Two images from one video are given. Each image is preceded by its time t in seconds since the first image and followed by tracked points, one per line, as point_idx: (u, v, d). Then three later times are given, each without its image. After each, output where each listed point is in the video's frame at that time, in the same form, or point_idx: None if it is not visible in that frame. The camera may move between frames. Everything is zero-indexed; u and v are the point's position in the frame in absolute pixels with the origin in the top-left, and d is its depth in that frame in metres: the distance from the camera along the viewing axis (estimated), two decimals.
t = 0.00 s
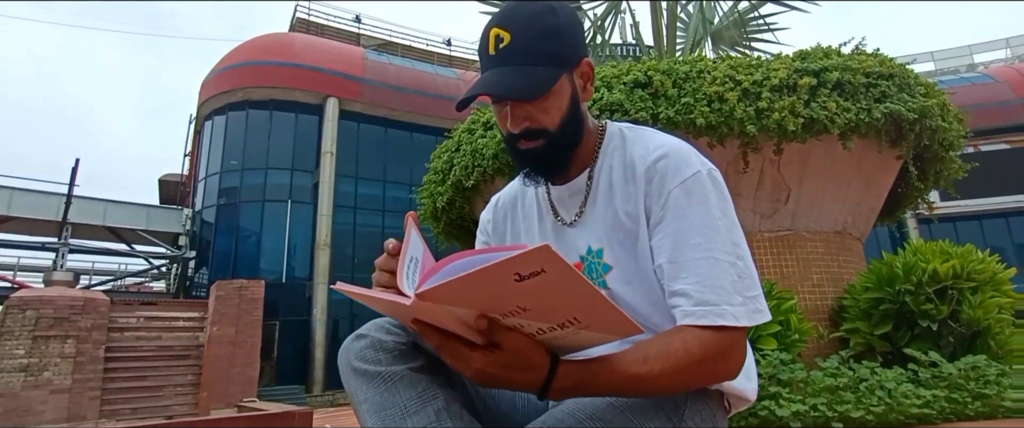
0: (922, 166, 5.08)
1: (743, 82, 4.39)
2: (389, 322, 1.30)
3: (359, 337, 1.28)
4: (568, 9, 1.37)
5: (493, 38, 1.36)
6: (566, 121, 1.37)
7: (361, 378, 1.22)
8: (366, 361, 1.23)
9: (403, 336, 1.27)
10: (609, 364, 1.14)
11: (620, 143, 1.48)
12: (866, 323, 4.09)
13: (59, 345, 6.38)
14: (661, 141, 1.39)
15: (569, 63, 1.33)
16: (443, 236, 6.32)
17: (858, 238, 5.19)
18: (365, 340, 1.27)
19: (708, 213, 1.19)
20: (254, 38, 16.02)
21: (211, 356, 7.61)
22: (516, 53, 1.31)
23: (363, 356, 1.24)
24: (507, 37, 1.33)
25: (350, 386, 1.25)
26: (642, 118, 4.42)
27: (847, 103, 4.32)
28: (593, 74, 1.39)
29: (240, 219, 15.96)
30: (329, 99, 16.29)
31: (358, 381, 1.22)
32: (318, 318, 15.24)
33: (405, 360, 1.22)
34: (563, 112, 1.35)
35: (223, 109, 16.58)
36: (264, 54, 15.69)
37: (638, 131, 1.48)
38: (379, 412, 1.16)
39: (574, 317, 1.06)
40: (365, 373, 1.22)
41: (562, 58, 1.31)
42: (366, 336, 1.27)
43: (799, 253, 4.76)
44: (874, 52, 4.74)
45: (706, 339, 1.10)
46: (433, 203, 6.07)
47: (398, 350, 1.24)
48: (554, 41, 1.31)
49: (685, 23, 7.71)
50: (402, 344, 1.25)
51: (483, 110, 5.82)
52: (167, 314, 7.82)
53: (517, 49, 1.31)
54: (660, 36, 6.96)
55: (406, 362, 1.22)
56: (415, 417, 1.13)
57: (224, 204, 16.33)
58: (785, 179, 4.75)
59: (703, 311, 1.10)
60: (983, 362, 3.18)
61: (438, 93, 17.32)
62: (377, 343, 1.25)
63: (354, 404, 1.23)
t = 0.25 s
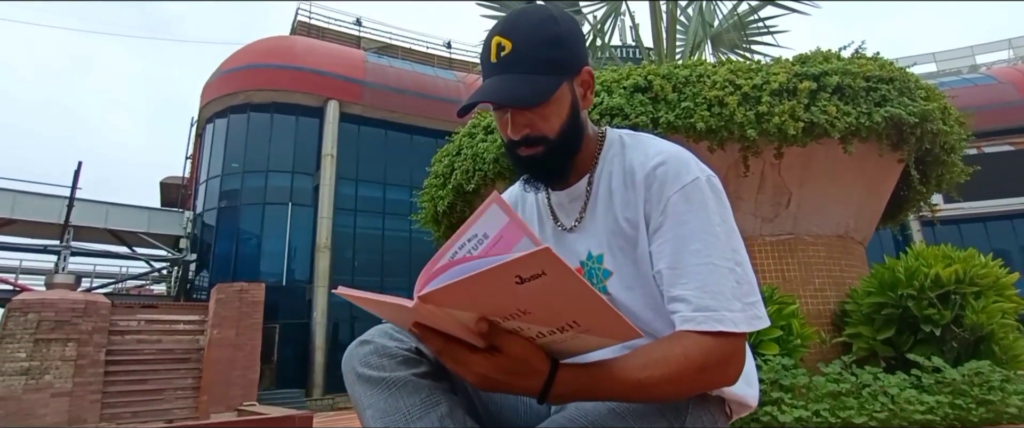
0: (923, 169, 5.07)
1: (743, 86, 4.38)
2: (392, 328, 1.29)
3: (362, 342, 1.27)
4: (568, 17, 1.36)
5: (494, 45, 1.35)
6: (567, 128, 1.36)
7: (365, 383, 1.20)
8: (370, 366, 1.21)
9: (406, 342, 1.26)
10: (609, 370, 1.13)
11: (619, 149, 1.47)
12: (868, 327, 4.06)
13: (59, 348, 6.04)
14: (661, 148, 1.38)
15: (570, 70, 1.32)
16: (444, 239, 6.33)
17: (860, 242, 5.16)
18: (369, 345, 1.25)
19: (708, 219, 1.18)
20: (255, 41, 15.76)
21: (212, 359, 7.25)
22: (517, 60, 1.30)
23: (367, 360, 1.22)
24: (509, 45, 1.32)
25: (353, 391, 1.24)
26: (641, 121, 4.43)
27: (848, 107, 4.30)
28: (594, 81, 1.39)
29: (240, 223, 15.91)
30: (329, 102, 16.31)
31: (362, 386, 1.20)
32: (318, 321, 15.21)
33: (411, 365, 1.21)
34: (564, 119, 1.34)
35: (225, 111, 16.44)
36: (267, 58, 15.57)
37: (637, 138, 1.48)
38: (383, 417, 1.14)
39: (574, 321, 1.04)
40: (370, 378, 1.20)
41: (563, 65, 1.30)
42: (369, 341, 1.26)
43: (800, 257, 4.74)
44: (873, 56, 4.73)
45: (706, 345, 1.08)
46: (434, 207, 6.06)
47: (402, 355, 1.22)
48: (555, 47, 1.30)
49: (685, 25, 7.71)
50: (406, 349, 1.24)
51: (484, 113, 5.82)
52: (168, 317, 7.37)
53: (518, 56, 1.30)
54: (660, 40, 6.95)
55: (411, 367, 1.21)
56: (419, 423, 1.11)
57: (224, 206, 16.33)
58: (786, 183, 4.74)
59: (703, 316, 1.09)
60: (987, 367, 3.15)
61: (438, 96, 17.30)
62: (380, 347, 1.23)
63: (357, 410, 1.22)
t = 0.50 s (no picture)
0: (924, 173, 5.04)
1: (742, 90, 4.37)
2: (397, 329, 1.31)
3: (368, 343, 1.28)
4: (568, 28, 1.40)
5: (494, 55, 1.38)
6: (564, 135, 1.38)
7: (371, 383, 1.21)
8: (376, 366, 1.23)
9: (411, 342, 1.28)
10: (608, 370, 1.11)
11: (617, 154, 1.47)
12: (871, 332, 4.04)
13: (60, 351, 5.83)
14: (657, 153, 1.37)
15: (569, 79, 1.35)
16: (444, 242, 6.32)
17: (862, 246, 5.14)
18: (375, 346, 1.27)
19: (703, 222, 1.16)
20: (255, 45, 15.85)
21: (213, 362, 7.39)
22: (518, 70, 1.33)
23: (373, 361, 1.24)
24: (508, 54, 1.35)
25: (359, 391, 1.25)
26: (641, 125, 4.42)
27: (847, 110, 4.29)
28: (593, 89, 1.41)
29: (240, 226, 15.89)
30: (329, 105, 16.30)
31: (368, 386, 1.21)
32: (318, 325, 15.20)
33: (416, 365, 1.22)
34: (561, 126, 1.37)
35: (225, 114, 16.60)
36: (268, 62, 15.67)
37: (635, 143, 1.48)
38: (390, 416, 1.15)
39: (570, 321, 1.03)
40: (375, 377, 1.21)
41: (562, 75, 1.33)
42: (375, 343, 1.27)
43: (802, 261, 4.73)
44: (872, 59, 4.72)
45: (701, 346, 1.06)
46: (435, 210, 6.05)
47: (407, 356, 1.23)
48: (554, 57, 1.34)
49: (684, 27, 7.70)
50: (410, 350, 1.26)
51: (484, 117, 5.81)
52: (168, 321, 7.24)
53: (517, 65, 1.34)
54: (660, 43, 6.93)
55: (416, 367, 1.22)
56: (424, 421, 1.12)
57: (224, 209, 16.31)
58: (787, 187, 4.72)
59: (697, 317, 1.07)
60: (989, 373, 3.12)
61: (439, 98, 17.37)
62: (386, 349, 1.25)
63: (364, 409, 1.23)
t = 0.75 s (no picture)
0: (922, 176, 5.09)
1: (740, 96, 4.44)
2: (409, 329, 1.37)
3: (381, 343, 1.35)
4: (566, 43, 1.47)
5: (496, 71, 1.46)
6: (563, 146, 1.45)
7: (385, 381, 1.27)
8: (389, 364, 1.29)
9: (422, 342, 1.34)
10: (607, 369, 1.16)
11: (615, 162, 1.53)
12: (869, 335, 4.08)
13: (60, 354, 5.61)
14: (654, 162, 1.43)
15: (565, 94, 1.42)
16: (446, 245, 6.39)
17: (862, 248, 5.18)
18: (387, 346, 1.33)
19: (696, 229, 1.22)
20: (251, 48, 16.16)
21: (211, 366, 7.50)
22: (517, 85, 1.41)
23: (386, 359, 1.30)
24: (507, 70, 1.43)
25: (373, 389, 1.31)
26: (641, 130, 4.47)
27: (844, 115, 4.34)
28: (590, 102, 1.48)
29: (239, 229, 15.81)
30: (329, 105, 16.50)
31: (382, 382, 1.28)
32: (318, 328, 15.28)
33: (426, 364, 1.28)
34: (560, 138, 1.44)
35: (223, 116, 16.57)
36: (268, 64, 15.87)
37: (632, 153, 1.53)
38: (402, 412, 1.21)
39: (571, 323, 1.08)
40: (388, 375, 1.27)
41: (559, 89, 1.41)
42: (387, 342, 1.33)
43: (802, 264, 4.77)
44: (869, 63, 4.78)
45: (693, 347, 1.12)
46: (437, 213, 6.11)
47: (419, 355, 1.29)
48: (553, 72, 1.41)
49: (685, 29, 7.75)
50: (421, 350, 1.32)
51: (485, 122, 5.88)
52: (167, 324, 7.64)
53: (517, 80, 1.41)
54: (660, 46, 6.99)
55: (426, 366, 1.28)
56: (435, 416, 1.18)
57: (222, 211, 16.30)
58: (786, 191, 4.78)
59: (690, 319, 1.13)
60: (984, 376, 3.17)
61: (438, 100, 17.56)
62: (399, 348, 1.31)
63: (378, 406, 1.29)
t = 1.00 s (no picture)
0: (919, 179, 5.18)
1: (738, 101, 4.52)
2: (421, 334, 1.45)
3: (393, 347, 1.42)
4: (567, 60, 1.55)
5: (500, 89, 1.54)
6: (566, 158, 1.53)
7: (399, 382, 1.35)
8: (403, 367, 1.36)
9: (433, 346, 1.41)
10: (608, 372, 1.24)
11: (616, 173, 1.60)
12: (866, 336, 4.16)
13: (60, 358, 5.80)
14: (654, 173, 1.50)
15: (566, 109, 1.50)
16: (448, 248, 6.50)
17: (860, 250, 5.25)
18: (400, 350, 1.41)
19: (693, 240, 1.30)
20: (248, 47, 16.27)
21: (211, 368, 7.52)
22: (521, 103, 1.49)
23: (399, 362, 1.38)
24: (511, 89, 1.51)
25: (388, 390, 1.38)
26: (641, 135, 4.56)
27: (841, 120, 4.42)
28: (590, 116, 1.56)
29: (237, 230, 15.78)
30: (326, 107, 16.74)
31: (396, 384, 1.35)
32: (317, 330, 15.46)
33: (437, 366, 1.36)
34: (562, 151, 1.52)
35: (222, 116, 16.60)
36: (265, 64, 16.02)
37: (632, 164, 1.61)
38: (417, 412, 1.28)
39: (577, 331, 1.16)
40: (403, 377, 1.35)
41: (560, 106, 1.49)
42: (400, 346, 1.41)
43: (800, 266, 4.85)
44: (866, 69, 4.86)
45: (691, 351, 1.20)
46: (440, 217, 6.22)
47: (429, 358, 1.37)
48: (554, 89, 1.49)
49: (685, 31, 7.82)
50: (432, 353, 1.39)
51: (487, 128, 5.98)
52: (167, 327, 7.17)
53: (520, 98, 1.49)
54: (660, 49, 7.06)
55: (437, 368, 1.35)
56: (449, 414, 1.26)
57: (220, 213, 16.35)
58: (784, 194, 4.85)
59: (689, 325, 1.21)
60: (976, 376, 3.26)
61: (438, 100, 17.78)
62: (411, 351, 1.38)
63: (393, 406, 1.36)
